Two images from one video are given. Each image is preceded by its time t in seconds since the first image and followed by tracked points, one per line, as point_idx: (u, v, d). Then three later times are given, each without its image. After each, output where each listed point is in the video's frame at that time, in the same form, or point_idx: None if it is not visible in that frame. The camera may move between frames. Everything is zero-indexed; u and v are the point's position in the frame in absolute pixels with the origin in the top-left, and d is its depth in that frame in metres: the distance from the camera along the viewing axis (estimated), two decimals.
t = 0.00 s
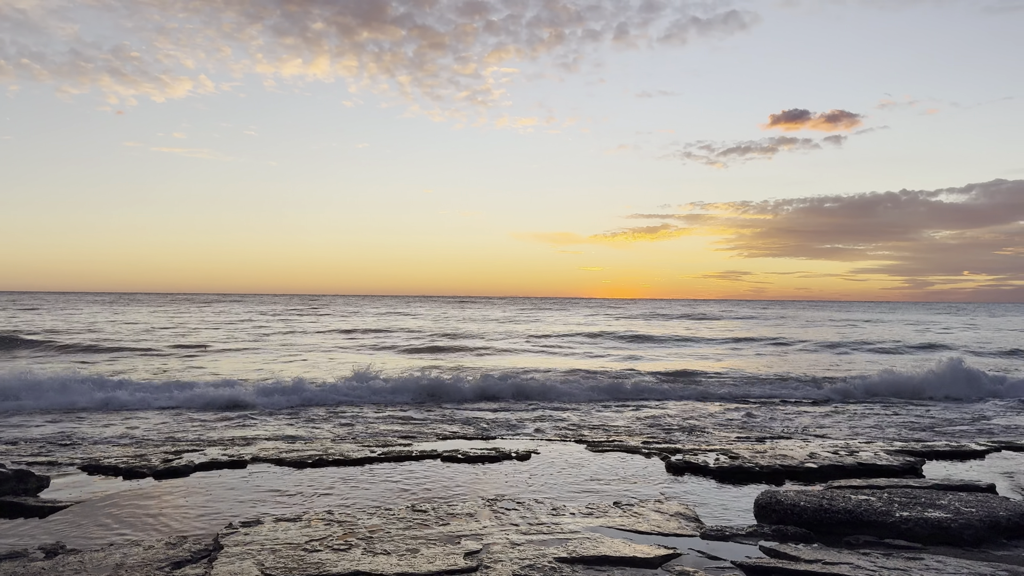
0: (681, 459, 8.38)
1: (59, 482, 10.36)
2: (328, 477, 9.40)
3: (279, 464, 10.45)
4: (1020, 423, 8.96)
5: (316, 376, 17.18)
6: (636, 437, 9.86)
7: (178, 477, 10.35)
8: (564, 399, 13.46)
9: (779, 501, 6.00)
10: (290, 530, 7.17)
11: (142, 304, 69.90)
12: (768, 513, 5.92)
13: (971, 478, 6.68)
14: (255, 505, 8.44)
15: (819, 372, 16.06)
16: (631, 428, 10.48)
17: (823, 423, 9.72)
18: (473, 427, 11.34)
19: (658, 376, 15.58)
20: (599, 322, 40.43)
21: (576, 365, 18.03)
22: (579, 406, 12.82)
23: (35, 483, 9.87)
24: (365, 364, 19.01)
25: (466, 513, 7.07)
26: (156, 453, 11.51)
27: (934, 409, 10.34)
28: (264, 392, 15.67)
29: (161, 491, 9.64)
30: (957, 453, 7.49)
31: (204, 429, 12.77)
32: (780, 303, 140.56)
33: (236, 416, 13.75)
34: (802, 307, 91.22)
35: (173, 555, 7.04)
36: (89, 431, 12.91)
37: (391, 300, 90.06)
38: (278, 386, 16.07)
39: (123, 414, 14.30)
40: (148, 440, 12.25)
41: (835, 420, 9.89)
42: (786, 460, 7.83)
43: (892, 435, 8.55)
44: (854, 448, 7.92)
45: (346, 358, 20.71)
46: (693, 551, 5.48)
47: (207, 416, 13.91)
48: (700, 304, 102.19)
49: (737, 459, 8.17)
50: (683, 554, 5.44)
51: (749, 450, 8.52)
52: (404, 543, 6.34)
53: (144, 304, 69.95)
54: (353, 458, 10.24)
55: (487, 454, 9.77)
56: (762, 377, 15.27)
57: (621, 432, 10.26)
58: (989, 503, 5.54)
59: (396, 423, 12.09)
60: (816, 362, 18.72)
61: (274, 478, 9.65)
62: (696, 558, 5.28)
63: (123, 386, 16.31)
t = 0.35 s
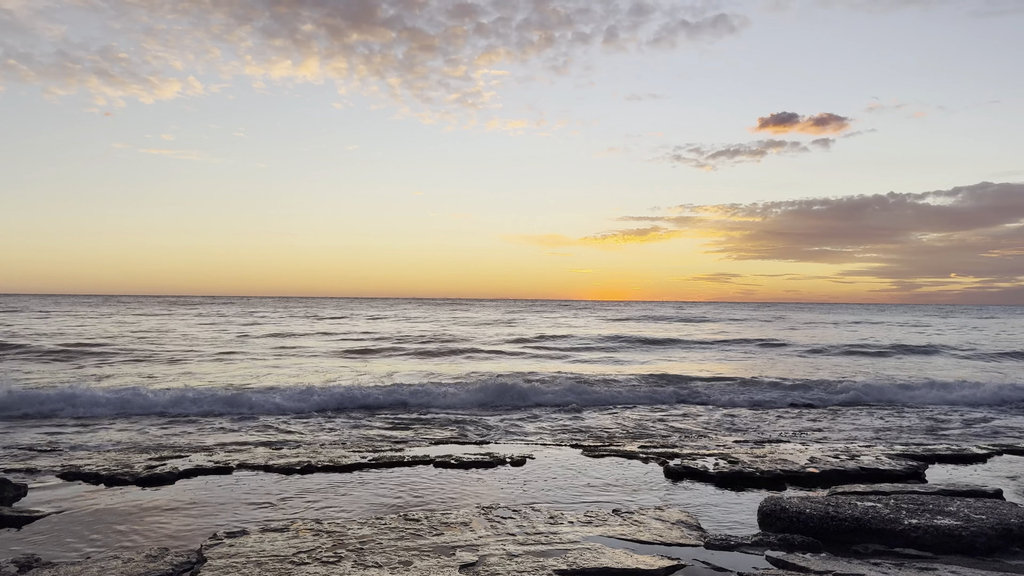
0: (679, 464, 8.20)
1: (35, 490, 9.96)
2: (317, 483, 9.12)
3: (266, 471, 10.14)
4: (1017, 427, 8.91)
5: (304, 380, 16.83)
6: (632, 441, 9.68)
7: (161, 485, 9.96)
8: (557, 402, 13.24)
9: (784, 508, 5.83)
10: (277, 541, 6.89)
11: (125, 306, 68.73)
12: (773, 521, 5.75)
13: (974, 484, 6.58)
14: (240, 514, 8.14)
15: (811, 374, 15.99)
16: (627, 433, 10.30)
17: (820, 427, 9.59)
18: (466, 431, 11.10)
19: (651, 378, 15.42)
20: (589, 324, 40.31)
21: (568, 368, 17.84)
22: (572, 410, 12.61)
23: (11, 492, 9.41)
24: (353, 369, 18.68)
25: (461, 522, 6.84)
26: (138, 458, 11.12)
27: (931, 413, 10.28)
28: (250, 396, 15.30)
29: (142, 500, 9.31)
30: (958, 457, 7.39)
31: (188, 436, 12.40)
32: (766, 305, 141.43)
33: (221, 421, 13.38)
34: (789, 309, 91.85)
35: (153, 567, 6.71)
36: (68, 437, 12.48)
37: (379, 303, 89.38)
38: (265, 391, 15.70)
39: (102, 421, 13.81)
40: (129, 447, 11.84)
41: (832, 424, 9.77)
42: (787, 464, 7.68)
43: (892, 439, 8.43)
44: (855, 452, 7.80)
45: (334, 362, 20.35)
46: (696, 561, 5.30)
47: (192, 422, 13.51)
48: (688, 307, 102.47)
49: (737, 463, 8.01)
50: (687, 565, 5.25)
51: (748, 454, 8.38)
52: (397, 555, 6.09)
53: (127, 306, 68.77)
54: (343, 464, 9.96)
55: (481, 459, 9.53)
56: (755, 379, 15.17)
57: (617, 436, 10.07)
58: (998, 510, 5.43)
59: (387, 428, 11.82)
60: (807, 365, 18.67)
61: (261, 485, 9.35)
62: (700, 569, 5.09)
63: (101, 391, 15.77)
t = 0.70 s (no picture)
0: (671, 474, 8.00)
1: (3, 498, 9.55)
2: (298, 493, 8.81)
3: (246, 480, 9.81)
4: (1011, 436, 8.81)
5: (288, 387, 16.47)
6: (623, 450, 9.47)
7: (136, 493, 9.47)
8: (547, 407, 13.01)
9: (779, 521, 5.63)
10: (253, 555, 6.57)
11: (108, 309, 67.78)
12: (768, 535, 5.54)
13: (972, 495, 6.43)
14: (216, 524, 7.79)
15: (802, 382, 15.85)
16: (617, 441, 10.08)
17: (814, 436, 9.42)
18: (453, 439, 10.84)
19: (641, 385, 15.25)
20: (578, 330, 40.15)
21: (557, 375, 17.60)
22: (561, 418, 12.39)
23: None
24: (340, 375, 18.35)
25: (445, 535, 6.58)
26: (113, 466, 10.72)
27: (924, 422, 10.17)
28: (232, 402, 14.92)
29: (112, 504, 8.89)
30: (955, 467, 7.24)
31: (166, 443, 12.02)
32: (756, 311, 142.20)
33: (201, 429, 13.00)
34: (777, 316, 92.30)
35: None
36: (41, 444, 12.05)
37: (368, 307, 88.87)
38: (247, 398, 15.33)
39: (78, 427, 13.36)
40: (104, 454, 11.44)
41: (825, 433, 9.60)
42: (780, 475, 7.49)
43: (886, 449, 8.28)
44: (850, 462, 7.62)
45: (320, 369, 19.99)
46: None
47: (170, 429, 13.11)
48: (677, 313, 102.75)
49: (730, 473, 7.82)
50: None
51: (741, 463, 8.18)
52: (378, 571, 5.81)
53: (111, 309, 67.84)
54: (326, 473, 9.66)
55: (468, 468, 9.27)
56: (745, 387, 15.01)
57: (607, 445, 9.85)
58: (999, 524, 5.27)
59: (372, 437, 11.54)
60: (797, 372, 18.58)
61: (239, 494, 9.02)
62: None
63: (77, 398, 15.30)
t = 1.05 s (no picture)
0: (658, 492, 7.75)
1: None
2: (270, 510, 8.47)
3: (218, 495, 9.46)
4: (1005, 455, 8.62)
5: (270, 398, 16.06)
6: (609, 466, 9.21)
7: (102, 508, 9.06)
8: (533, 420, 12.73)
9: (769, 544, 5.38)
10: None
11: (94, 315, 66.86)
12: (757, 559, 5.29)
13: (968, 516, 6.20)
14: (182, 542, 7.42)
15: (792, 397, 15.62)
16: (604, 457, 9.81)
17: (804, 453, 9.20)
18: (435, 454, 10.54)
19: (630, 398, 15.00)
20: (568, 340, 39.91)
21: (545, 387, 17.30)
22: (548, 431, 12.10)
23: None
24: (323, 386, 17.95)
25: (421, 557, 6.27)
26: (81, 479, 10.29)
27: (916, 440, 9.98)
28: (210, 412, 14.51)
29: (76, 518, 8.51)
30: (948, 486, 7.03)
31: (139, 455, 11.61)
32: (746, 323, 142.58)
33: (177, 440, 12.59)
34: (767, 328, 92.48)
35: None
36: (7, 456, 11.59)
37: (357, 316, 88.22)
38: (227, 408, 14.94)
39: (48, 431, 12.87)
40: (73, 466, 11.01)
41: (816, 450, 9.38)
42: (770, 493, 7.25)
43: (878, 467, 8.06)
44: (841, 480, 7.39)
45: (304, 379, 19.59)
46: None
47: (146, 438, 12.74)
48: (668, 324, 102.73)
49: (719, 491, 7.58)
50: None
51: (730, 480, 7.94)
52: None
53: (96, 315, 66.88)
54: (301, 488, 9.32)
55: (449, 484, 8.98)
56: (736, 401, 14.78)
57: (593, 461, 9.60)
58: (997, 548, 5.05)
59: (353, 450, 11.22)
60: (788, 387, 18.38)
61: (210, 510, 8.66)
62: None
63: (49, 408, 14.82)
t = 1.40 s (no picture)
0: (645, 512, 7.54)
1: None
2: (243, 531, 8.12)
3: (189, 514, 9.11)
4: (996, 473, 8.48)
5: (251, 411, 15.65)
6: (596, 483, 8.98)
7: (67, 526, 8.64)
8: (519, 435, 12.47)
9: (759, 569, 5.15)
10: None
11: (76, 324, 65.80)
12: None
13: (963, 537, 5.99)
14: (148, 564, 7.05)
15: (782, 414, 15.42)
16: (590, 475, 9.56)
17: (795, 471, 8.99)
18: (418, 471, 10.25)
19: (618, 414, 14.75)
20: (556, 353, 39.65)
21: (532, 402, 16.99)
22: (534, 447, 11.82)
23: None
24: (305, 399, 17.53)
25: None
26: (47, 495, 9.86)
27: (907, 458, 9.78)
28: (188, 425, 14.09)
29: (38, 537, 8.10)
30: (941, 506, 6.84)
31: (110, 470, 11.21)
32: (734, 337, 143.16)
33: (151, 453, 12.16)
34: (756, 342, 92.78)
35: None
36: None
37: (345, 327, 87.59)
38: (204, 421, 14.51)
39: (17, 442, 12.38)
40: (40, 481, 10.56)
41: (807, 468, 9.17)
42: (760, 513, 7.03)
43: (871, 486, 7.85)
44: (832, 499, 7.19)
45: (286, 391, 19.16)
46: None
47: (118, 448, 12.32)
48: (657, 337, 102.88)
49: (708, 510, 7.36)
50: None
51: (720, 499, 7.71)
52: None
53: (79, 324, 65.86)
54: (276, 506, 9.11)
55: (429, 502, 8.71)
56: (725, 418, 14.56)
57: (579, 478, 9.37)
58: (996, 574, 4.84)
59: (332, 467, 10.93)
60: (777, 403, 18.21)
61: (180, 530, 8.30)
62: None
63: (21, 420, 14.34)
